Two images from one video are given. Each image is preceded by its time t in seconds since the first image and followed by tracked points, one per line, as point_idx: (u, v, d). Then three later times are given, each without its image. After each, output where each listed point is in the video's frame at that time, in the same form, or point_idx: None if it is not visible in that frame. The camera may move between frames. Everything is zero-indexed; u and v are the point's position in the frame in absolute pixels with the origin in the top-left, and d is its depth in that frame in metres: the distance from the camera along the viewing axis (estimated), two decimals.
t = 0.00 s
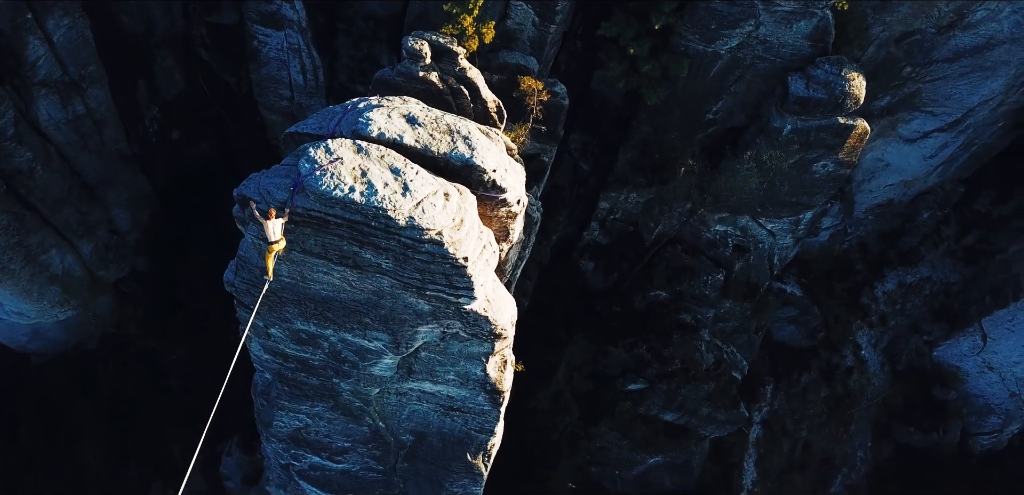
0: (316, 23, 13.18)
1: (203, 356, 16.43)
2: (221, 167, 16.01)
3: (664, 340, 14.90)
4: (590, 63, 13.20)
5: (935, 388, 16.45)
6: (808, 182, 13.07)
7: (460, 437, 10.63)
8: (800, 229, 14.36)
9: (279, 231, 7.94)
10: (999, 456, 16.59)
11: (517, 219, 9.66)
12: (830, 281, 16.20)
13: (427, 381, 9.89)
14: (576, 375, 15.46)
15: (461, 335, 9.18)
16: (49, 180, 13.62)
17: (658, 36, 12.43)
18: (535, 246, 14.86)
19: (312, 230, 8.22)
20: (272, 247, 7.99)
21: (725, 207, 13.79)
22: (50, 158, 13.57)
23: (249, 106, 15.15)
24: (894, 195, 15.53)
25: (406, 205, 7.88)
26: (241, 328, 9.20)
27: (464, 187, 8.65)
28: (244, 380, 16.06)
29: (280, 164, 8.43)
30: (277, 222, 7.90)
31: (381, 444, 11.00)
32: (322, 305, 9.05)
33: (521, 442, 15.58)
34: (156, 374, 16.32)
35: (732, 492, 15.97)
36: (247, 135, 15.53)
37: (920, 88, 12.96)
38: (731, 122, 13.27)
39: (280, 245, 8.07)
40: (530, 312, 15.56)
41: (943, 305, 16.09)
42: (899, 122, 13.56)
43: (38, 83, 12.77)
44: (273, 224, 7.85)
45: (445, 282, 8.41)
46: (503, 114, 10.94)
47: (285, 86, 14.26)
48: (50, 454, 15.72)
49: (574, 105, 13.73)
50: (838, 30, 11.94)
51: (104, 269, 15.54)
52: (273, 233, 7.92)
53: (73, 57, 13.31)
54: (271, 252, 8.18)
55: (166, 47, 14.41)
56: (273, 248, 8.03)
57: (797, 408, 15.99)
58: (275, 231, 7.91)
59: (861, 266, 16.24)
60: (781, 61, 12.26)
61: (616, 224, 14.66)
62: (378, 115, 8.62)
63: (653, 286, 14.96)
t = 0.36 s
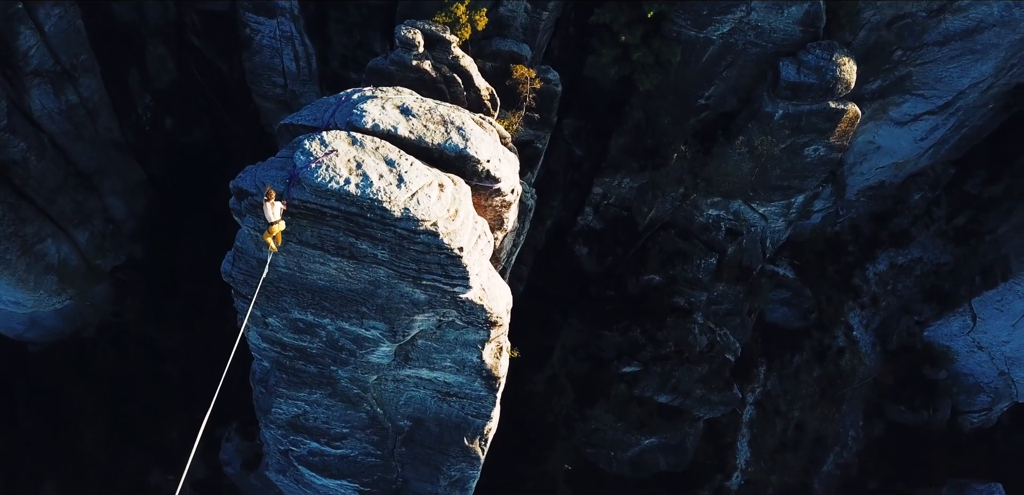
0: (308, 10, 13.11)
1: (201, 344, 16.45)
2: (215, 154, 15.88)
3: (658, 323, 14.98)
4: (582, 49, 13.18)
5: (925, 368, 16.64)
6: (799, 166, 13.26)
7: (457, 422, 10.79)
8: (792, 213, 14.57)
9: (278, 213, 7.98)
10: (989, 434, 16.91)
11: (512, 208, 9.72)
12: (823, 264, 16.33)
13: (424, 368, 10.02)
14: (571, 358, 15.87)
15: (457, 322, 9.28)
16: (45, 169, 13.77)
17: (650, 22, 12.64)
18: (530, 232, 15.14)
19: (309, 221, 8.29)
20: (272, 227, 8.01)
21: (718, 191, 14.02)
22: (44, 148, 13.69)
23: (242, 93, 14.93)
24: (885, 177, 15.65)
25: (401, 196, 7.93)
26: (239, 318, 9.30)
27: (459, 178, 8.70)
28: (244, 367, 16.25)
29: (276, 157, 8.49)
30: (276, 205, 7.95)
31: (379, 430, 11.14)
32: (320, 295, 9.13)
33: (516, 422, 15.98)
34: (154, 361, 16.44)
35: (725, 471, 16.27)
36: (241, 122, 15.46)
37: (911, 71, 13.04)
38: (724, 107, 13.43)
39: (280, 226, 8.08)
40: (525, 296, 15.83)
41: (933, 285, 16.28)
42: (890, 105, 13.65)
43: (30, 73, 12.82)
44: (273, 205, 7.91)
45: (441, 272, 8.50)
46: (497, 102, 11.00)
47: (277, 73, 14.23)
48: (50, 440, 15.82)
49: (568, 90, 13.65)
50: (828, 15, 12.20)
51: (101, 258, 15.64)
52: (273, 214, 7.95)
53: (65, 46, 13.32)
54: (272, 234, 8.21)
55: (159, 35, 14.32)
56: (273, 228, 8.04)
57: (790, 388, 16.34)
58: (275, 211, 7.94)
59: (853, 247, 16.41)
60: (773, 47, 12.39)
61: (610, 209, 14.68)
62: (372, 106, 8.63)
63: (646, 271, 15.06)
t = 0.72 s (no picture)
0: None
1: (197, 332, 16.54)
2: (208, 140, 15.96)
3: (652, 307, 15.19)
4: (575, 34, 13.32)
5: (915, 348, 16.86)
6: (790, 148, 13.40)
7: (454, 407, 10.93)
8: (783, 196, 14.75)
9: (274, 204, 7.99)
10: (978, 410, 17.24)
11: (505, 197, 9.79)
12: (814, 245, 16.53)
13: (420, 355, 10.13)
14: (566, 342, 16.00)
15: (452, 310, 9.37)
16: (38, 158, 13.86)
17: (641, 8, 12.68)
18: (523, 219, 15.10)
19: (304, 213, 8.36)
20: (267, 218, 8.05)
21: (710, 175, 14.17)
22: (36, 137, 13.75)
23: (234, 78, 14.98)
24: (876, 158, 15.74)
25: (395, 188, 8.00)
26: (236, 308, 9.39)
27: (452, 168, 8.77)
28: (239, 355, 16.27)
29: (270, 150, 8.55)
30: (272, 195, 7.97)
31: (376, 416, 11.28)
32: (316, 285, 9.21)
33: (513, 406, 16.20)
34: (151, 349, 16.48)
35: (718, 450, 16.62)
36: (231, 104, 15.49)
37: (901, 54, 13.12)
38: (715, 92, 13.54)
39: (275, 216, 8.11)
40: (520, 281, 15.93)
41: (926, 266, 16.31)
42: (880, 89, 13.75)
43: (21, 63, 12.93)
44: (268, 194, 7.91)
45: (435, 262, 8.58)
46: (489, 89, 11.00)
47: (269, 61, 14.16)
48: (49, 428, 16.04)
49: (560, 76, 13.81)
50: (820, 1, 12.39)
51: (95, 247, 15.67)
52: (268, 206, 7.98)
53: (55, 36, 13.32)
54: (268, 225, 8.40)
55: (149, 23, 14.27)
56: (268, 219, 8.08)
57: (783, 368, 16.64)
58: (270, 203, 7.96)
59: (844, 229, 16.58)
60: (764, 32, 12.53)
61: (603, 194, 14.82)
62: (365, 98, 8.67)
63: (639, 255, 15.17)
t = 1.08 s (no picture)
0: None
1: (193, 319, 16.63)
2: (203, 128, 15.85)
3: (645, 290, 15.33)
4: (566, 19, 13.73)
5: (905, 327, 17.08)
6: (780, 133, 13.55)
7: (450, 392, 11.06)
8: (775, 179, 14.89)
9: (271, 199, 8.00)
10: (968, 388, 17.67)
11: (498, 186, 9.86)
12: (806, 227, 16.70)
13: (416, 342, 10.23)
14: (560, 325, 16.25)
15: (447, 299, 9.45)
16: (30, 149, 13.91)
17: None
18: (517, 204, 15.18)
19: (299, 205, 8.42)
20: (265, 214, 8.09)
21: (703, 159, 14.25)
22: (28, 128, 13.81)
23: (226, 66, 14.78)
24: (867, 140, 15.83)
25: (388, 180, 8.05)
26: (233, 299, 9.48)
27: (445, 159, 8.83)
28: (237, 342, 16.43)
29: (264, 142, 8.60)
30: (268, 191, 7.96)
31: (374, 402, 11.42)
32: (311, 275, 9.29)
33: (509, 391, 16.36)
34: (147, 336, 16.58)
35: (712, 430, 16.90)
36: (225, 92, 15.22)
37: (891, 36, 13.25)
38: (707, 77, 13.73)
39: (274, 210, 8.14)
40: (514, 267, 16.00)
41: (914, 246, 16.52)
42: (870, 71, 13.84)
43: (12, 53, 12.94)
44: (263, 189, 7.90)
45: (430, 252, 8.66)
46: (480, 77, 11.01)
47: (261, 49, 14.00)
48: (49, 418, 16.11)
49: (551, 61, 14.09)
50: None
51: (90, 236, 15.72)
52: (265, 203, 7.96)
53: (45, 27, 13.32)
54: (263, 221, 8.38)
55: (139, 12, 14.22)
56: (265, 214, 8.12)
57: (774, 348, 16.89)
58: (267, 199, 7.93)
59: (835, 210, 16.73)
60: (754, 17, 12.69)
61: (596, 179, 14.84)
62: (358, 90, 8.71)
63: (632, 239, 15.31)
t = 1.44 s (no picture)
0: None
1: (189, 306, 16.74)
2: (192, 117, 15.89)
3: (637, 273, 15.48)
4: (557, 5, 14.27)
5: (896, 306, 17.31)
6: (771, 116, 13.72)
7: (446, 378, 11.20)
8: (765, 162, 15.15)
9: (264, 196, 8.15)
10: (957, 365, 18.01)
11: (491, 175, 9.91)
12: (797, 209, 16.96)
13: (411, 329, 10.33)
14: (554, 309, 16.35)
15: (442, 288, 9.54)
16: (23, 140, 13.89)
17: None
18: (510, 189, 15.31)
19: (294, 197, 8.50)
20: (260, 210, 8.31)
21: (694, 142, 14.37)
22: (20, 119, 13.79)
23: (217, 54, 14.83)
24: (857, 122, 15.94)
25: (382, 171, 8.11)
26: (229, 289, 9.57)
27: (437, 149, 8.87)
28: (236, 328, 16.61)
29: (258, 135, 8.65)
30: (261, 189, 8.09)
31: (371, 388, 11.57)
32: (307, 265, 9.38)
33: (504, 371, 16.68)
34: (143, 325, 16.67)
35: (706, 410, 17.12)
36: (215, 79, 15.34)
37: (880, 19, 13.29)
38: (697, 61, 13.81)
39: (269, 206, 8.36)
40: (508, 252, 16.18)
41: (905, 226, 16.68)
42: (860, 53, 13.91)
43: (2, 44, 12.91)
44: (256, 187, 8.00)
45: (424, 242, 8.74)
46: (473, 64, 11.09)
47: (253, 37, 13.92)
48: (47, 406, 16.23)
49: (545, 48, 14.62)
50: None
51: (84, 226, 15.72)
52: (261, 201, 8.19)
53: (36, 16, 13.29)
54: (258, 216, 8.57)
55: None
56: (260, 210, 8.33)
57: (767, 328, 17.06)
58: (261, 196, 8.10)
59: (826, 192, 16.97)
60: (744, 3, 12.80)
61: (588, 163, 14.98)
62: (350, 81, 8.73)
63: (625, 223, 15.42)
